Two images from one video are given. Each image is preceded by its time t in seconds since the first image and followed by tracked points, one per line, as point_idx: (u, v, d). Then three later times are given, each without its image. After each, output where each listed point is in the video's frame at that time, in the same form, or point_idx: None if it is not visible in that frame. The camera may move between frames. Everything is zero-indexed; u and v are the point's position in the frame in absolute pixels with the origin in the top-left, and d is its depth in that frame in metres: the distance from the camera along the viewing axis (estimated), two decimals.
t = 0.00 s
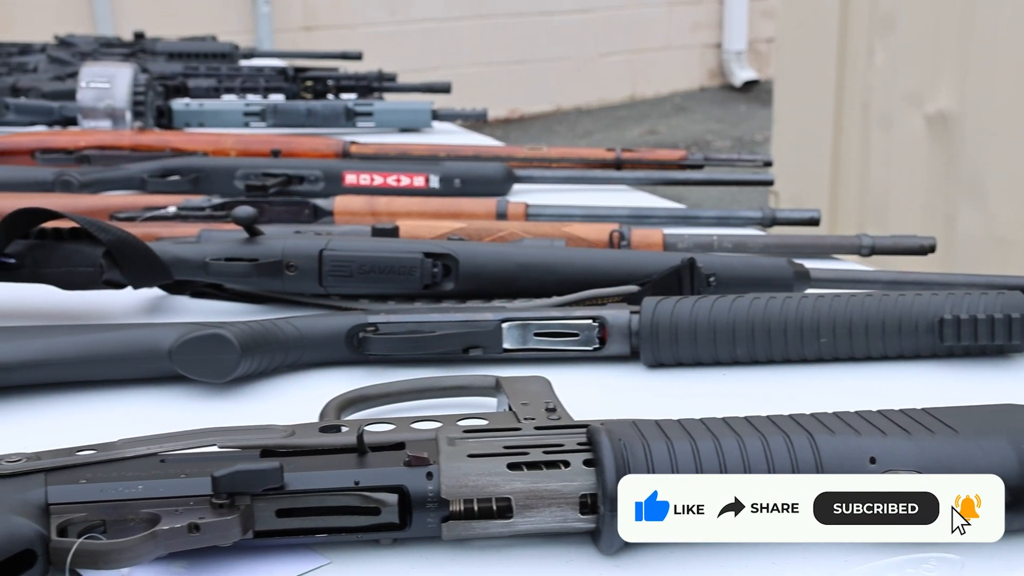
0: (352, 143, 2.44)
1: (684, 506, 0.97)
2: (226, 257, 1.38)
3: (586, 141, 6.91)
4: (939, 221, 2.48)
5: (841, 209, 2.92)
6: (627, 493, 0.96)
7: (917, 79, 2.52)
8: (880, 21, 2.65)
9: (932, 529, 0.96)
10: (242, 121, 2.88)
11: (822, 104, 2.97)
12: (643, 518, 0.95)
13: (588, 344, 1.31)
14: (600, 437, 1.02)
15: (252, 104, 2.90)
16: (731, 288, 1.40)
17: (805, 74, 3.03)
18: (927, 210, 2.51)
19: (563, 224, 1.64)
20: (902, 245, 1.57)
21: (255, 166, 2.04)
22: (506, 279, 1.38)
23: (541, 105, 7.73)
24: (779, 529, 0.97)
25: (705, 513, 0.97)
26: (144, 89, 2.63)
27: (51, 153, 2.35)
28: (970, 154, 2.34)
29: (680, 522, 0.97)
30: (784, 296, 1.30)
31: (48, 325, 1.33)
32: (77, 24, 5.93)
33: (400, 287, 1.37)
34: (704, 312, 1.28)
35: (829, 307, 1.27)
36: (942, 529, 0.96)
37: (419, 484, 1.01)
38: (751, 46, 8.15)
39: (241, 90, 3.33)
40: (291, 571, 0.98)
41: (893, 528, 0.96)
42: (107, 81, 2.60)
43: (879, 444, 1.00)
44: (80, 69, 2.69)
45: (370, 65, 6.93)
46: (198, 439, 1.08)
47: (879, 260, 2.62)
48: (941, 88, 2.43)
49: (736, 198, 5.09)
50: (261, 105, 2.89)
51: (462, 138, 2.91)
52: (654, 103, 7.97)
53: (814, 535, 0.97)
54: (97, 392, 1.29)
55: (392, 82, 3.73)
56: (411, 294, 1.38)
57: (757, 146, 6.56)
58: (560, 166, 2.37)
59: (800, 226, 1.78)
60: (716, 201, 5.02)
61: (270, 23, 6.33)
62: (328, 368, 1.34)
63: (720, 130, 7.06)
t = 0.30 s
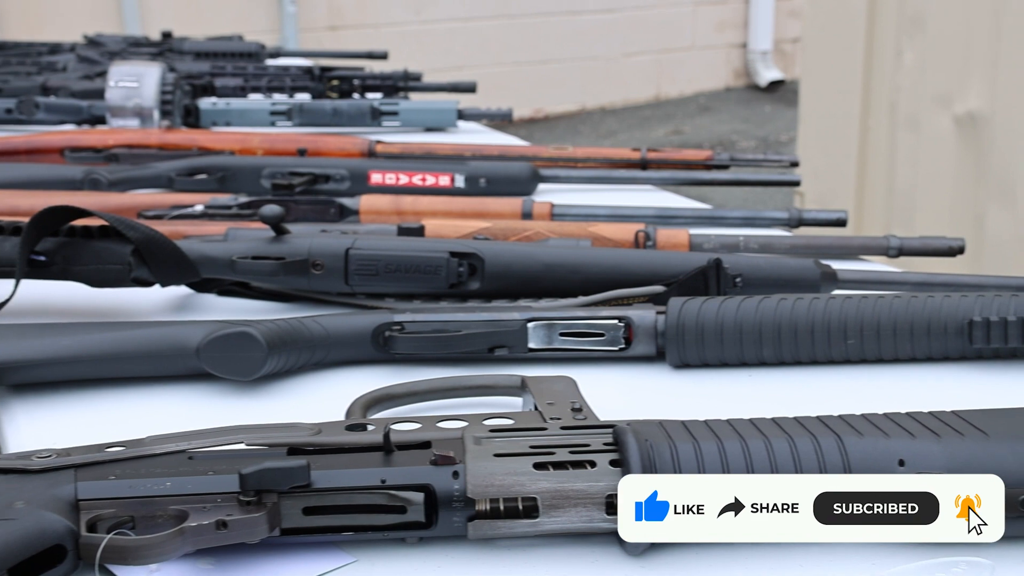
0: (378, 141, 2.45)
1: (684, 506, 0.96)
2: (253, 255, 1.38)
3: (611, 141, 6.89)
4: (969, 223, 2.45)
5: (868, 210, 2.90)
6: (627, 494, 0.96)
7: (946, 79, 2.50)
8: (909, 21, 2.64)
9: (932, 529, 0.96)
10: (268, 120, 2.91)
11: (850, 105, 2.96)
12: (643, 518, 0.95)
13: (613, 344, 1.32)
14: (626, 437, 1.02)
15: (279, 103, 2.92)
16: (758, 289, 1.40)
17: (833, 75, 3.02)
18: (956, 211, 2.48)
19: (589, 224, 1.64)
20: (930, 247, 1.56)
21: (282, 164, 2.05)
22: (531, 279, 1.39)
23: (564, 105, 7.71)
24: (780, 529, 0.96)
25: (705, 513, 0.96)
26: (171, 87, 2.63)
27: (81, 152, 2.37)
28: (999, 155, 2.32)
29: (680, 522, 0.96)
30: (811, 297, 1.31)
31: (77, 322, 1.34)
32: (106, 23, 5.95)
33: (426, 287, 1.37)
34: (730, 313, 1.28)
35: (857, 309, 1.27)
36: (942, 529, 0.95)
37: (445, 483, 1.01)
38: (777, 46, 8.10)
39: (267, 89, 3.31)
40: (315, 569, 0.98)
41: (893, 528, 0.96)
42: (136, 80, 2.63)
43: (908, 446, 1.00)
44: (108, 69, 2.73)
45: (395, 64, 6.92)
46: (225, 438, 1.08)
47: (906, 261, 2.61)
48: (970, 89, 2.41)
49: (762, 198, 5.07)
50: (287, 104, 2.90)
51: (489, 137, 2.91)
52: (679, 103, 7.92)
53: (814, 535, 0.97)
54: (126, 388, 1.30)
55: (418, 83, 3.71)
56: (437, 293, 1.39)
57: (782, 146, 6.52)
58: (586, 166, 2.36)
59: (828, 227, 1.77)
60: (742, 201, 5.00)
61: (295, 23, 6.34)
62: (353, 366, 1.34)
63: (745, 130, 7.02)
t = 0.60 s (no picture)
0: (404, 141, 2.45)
1: (684, 506, 0.96)
2: (281, 254, 1.39)
3: (637, 141, 6.84)
4: (998, 224, 2.43)
5: (895, 211, 2.88)
6: (626, 495, 0.96)
7: (976, 79, 2.49)
8: (938, 21, 2.62)
9: (932, 529, 0.95)
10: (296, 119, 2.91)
11: (877, 105, 2.94)
12: (643, 518, 0.95)
13: (640, 344, 1.32)
14: (653, 437, 1.02)
15: (306, 102, 2.93)
16: (785, 290, 1.40)
17: (859, 75, 3.00)
18: (984, 211, 2.47)
19: (615, 224, 1.64)
20: (960, 248, 1.57)
21: (308, 164, 2.06)
22: (557, 278, 1.39)
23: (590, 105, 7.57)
24: (780, 529, 0.96)
25: (705, 513, 0.96)
26: (199, 87, 2.65)
27: (109, 150, 2.37)
28: None
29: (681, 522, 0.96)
30: (840, 298, 1.31)
31: (106, 319, 1.36)
32: (132, 23, 5.90)
33: (452, 286, 1.38)
34: (758, 313, 1.28)
35: (885, 310, 1.28)
36: (942, 529, 0.95)
37: (472, 483, 1.01)
38: (804, 46, 8.04)
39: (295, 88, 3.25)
40: (337, 568, 0.98)
41: (893, 528, 0.96)
42: (165, 80, 2.67)
43: (937, 448, 0.99)
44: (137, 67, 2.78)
45: (422, 63, 6.80)
46: (252, 436, 1.09)
47: (934, 263, 2.58)
48: (1001, 89, 2.40)
49: (787, 198, 5.03)
50: (314, 103, 2.92)
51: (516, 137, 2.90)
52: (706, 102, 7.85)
53: (814, 535, 0.96)
54: (154, 385, 1.31)
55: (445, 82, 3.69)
56: (463, 292, 1.40)
57: (809, 147, 6.49)
58: (612, 166, 2.34)
59: (855, 228, 1.77)
60: (768, 201, 4.96)
61: (322, 22, 6.28)
62: (381, 365, 1.34)
63: (772, 130, 6.97)
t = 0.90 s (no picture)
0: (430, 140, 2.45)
1: (684, 506, 0.96)
2: (307, 252, 1.40)
3: (663, 141, 6.80)
4: None
5: (922, 213, 2.87)
6: (627, 495, 0.96)
7: (1006, 79, 2.50)
8: (967, 20, 2.61)
9: (932, 530, 0.95)
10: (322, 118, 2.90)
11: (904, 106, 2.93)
12: (643, 518, 0.96)
13: (666, 345, 1.32)
14: (680, 438, 1.01)
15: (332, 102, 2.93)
16: (813, 291, 1.40)
17: (886, 74, 2.99)
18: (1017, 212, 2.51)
19: (641, 224, 1.64)
20: (990, 249, 1.57)
21: (334, 163, 2.07)
22: (583, 278, 1.40)
23: (615, 105, 7.54)
24: (780, 529, 0.96)
25: (705, 513, 0.96)
26: (227, 86, 2.70)
27: (137, 149, 2.38)
28: None
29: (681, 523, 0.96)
30: (867, 299, 1.31)
31: (134, 317, 1.37)
32: (159, 22, 5.89)
33: (478, 285, 1.39)
34: (785, 314, 1.28)
35: (914, 312, 1.27)
36: (942, 530, 0.95)
37: (498, 482, 1.00)
38: (830, 46, 7.99)
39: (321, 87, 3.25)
40: (360, 568, 0.98)
41: (893, 528, 0.96)
42: (192, 78, 2.71)
43: (967, 451, 0.97)
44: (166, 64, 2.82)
45: (448, 62, 6.77)
46: (280, 433, 1.09)
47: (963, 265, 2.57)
48: None
49: (812, 198, 5.00)
50: (340, 102, 2.92)
51: (541, 137, 2.90)
52: (731, 102, 7.80)
53: (814, 535, 0.96)
54: (180, 382, 1.31)
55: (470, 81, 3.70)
56: (489, 292, 1.40)
57: (836, 147, 6.47)
58: (638, 166, 2.34)
59: (883, 229, 1.76)
60: (793, 202, 4.94)
61: (347, 21, 6.26)
62: (407, 364, 1.35)
63: (796, 130, 6.94)
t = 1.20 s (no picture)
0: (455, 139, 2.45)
1: (684, 506, 0.95)
2: (332, 251, 1.42)
3: (687, 141, 6.77)
4: None
5: (949, 213, 2.85)
6: (627, 495, 0.96)
7: None
8: (997, 20, 2.60)
9: (932, 531, 0.94)
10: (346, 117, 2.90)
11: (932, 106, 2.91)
12: (643, 518, 0.95)
13: (691, 345, 1.31)
14: (706, 439, 1.00)
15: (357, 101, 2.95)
16: (839, 292, 1.40)
17: (914, 74, 2.97)
18: None
19: (667, 224, 1.64)
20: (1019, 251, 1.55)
21: (359, 162, 2.08)
22: (608, 278, 1.40)
23: (639, 105, 7.52)
24: (780, 529, 0.94)
25: (705, 513, 0.94)
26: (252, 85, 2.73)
27: (163, 147, 2.41)
28: None
29: (681, 522, 0.95)
30: (894, 301, 1.30)
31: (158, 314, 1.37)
32: (185, 21, 5.92)
33: (503, 285, 1.40)
34: (811, 315, 1.28)
35: (941, 313, 1.26)
36: (941, 531, 0.94)
37: (523, 482, 1.00)
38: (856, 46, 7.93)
39: (346, 86, 3.25)
40: (380, 567, 0.97)
41: (893, 528, 0.95)
42: (218, 78, 2.73)
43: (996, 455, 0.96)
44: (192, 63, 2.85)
45: (472, 62, 6.78)
46: (305, 432, 1.09)
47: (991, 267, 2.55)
48: None
49: (838, 199, 4.97)
50: (365, 102, 2.92)
51: (565, 137, 2.89)
52: (757, 103, 7.75)
53: (814, 536, 0.95)
54: (204, 381, 1.32)
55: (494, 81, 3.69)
56: (513, 292, 1.41)
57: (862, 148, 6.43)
58: (663, 166, 2.33)
59: (909, 230, 1.75)
60: (818, 203, 4.91)
61: (372, 20, 6.25)
62: (432, 363, 1.35)
63: (824, 131, 6.89)
